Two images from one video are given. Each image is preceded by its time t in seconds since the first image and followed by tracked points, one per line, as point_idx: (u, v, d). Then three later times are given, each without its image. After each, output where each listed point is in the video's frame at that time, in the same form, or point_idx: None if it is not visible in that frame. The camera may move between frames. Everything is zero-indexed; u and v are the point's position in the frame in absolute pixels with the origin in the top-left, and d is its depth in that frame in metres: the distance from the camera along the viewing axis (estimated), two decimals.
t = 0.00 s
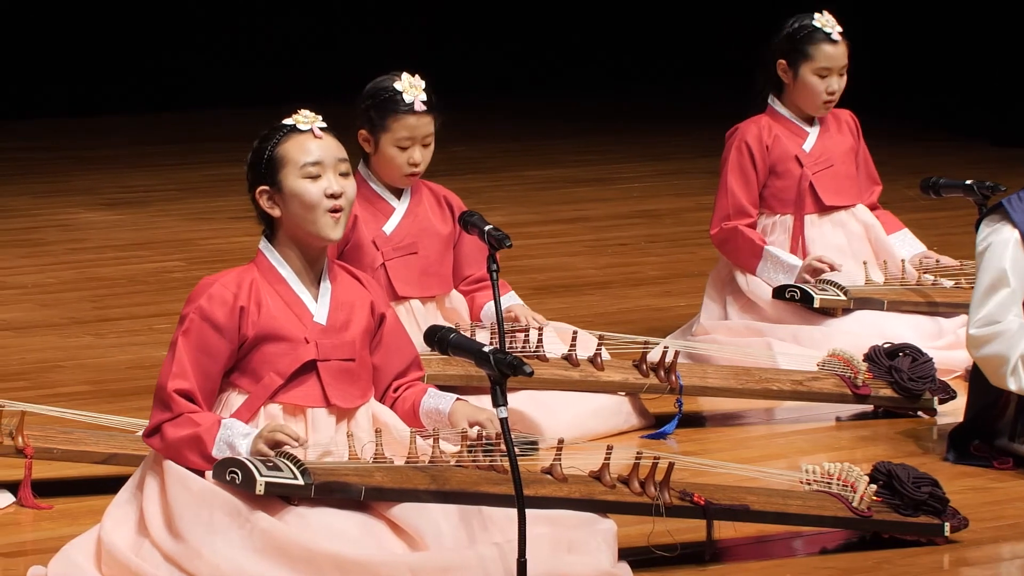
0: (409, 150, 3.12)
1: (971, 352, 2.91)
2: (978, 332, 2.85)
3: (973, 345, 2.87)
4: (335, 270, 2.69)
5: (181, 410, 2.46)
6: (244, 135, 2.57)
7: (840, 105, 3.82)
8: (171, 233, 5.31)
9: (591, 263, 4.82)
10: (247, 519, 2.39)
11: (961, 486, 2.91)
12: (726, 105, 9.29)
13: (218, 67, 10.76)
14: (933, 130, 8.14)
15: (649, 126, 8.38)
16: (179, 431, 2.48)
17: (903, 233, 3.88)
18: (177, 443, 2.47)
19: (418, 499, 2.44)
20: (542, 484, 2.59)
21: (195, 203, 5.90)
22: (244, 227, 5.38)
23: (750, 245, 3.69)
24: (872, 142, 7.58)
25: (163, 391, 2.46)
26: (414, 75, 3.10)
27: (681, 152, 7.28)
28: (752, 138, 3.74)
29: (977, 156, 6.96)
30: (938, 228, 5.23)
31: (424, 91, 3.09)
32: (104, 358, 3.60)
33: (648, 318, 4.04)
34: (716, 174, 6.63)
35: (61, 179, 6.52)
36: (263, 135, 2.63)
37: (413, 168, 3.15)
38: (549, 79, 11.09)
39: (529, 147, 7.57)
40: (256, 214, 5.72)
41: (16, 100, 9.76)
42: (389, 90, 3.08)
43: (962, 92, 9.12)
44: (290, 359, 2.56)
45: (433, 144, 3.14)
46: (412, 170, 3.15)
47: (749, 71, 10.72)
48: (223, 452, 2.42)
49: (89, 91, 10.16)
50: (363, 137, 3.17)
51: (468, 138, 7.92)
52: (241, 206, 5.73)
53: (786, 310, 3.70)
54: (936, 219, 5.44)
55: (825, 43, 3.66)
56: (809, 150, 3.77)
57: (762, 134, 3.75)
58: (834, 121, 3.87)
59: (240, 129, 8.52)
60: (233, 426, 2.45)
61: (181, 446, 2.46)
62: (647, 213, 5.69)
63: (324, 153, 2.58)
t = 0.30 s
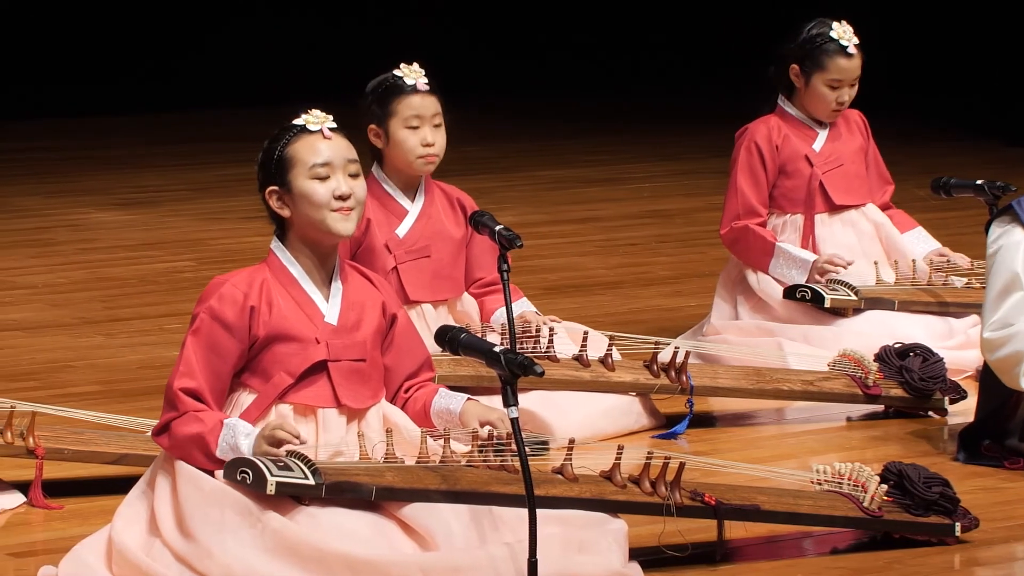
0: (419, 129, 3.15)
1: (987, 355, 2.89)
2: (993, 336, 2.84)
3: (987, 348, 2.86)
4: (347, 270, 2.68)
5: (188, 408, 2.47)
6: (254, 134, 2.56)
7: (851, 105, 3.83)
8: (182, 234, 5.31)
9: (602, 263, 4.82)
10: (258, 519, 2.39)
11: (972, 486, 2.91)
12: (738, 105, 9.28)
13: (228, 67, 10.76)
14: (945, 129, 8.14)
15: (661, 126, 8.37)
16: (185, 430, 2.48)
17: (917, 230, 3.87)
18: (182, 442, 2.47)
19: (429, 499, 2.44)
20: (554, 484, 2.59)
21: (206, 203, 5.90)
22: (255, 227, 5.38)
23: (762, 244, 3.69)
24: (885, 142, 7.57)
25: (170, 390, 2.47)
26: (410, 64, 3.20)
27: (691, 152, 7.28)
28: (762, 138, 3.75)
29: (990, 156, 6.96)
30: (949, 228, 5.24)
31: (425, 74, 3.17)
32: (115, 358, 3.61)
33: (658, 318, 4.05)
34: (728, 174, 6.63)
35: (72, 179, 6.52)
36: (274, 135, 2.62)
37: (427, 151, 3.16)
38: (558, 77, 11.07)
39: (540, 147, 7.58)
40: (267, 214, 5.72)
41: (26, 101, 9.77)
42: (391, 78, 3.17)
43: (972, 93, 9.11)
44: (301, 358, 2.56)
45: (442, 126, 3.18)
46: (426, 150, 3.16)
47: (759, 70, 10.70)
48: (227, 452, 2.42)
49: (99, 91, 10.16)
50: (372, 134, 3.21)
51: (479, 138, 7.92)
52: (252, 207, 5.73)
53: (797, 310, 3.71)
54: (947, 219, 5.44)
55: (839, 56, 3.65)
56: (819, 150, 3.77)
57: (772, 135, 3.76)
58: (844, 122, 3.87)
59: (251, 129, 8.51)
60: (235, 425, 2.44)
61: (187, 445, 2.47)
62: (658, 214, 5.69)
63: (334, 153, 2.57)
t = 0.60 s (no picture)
0: (425, 120, 3.18)
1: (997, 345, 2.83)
2: (1006, 325, 2.78)
3: (999, 337, 2.80)
4: (359, 271, 2.68)
5: (199, 408, 2.46)
6: (266, 135, 2.56)
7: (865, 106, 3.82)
8: (193, 233, 5.31)
9: (614, 263, 4.82)
10: (268, 520, 2.39)
11: (982, 486, 2.91)
12: (750, 105, 9.27)
13: (238, 68, 10.73)
14: (956, 128, 8.12)
15: (673, 126, 8.37)
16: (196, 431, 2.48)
17: (929, 233, 3.87)
18: (192, 443, 2.46)
19: (440, 500, 2.44)
20: (565, 484, 2.58)
21: (216, 203, 5.89)
22: (266, 227, 5.38)
23: (773, 242, 3.70)
24: (897, 142, 7.56)
25: (182, 390, 2.46)
26: (412, 62, 3.25)
27: (702, 152, 7.27)
28: (777, 138, 3.75)
29: (1003, 156, 6.94)
30: (960, 228, 5.24)
31: (427, 70, 3.22)
32: (126, 358, 3.61)
33: (668, 318, 4.05)
34: (739, 174, 6.63)
35: (82, 180, 6.52)
36: (285, 137, 2.62)
37: (434, 139, 3.18)
38: (566, 77, 11.05)
39: (552, 147, 7.57)
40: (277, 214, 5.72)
41: (38, 101, 9.76)
42: (395, 74, 3.21)
43: (984, 92, 9.08)
44: (312, 359, 2.56)
45: (448, 116, 3.21)
46: (434, 139, 3.18)
47: (768, 71, 10.68)
48: (237, 446, 2.41)
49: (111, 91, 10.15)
50: (380, 131, 3.23)
51: (491, 138, 7.92)
52: (263, 206, 5.73)
53: (809, 310, 3.70)
54: (958, 219, 5.44)
55: (848, 46, 3.66)
56: (835, 151, 3.77)
57: (787, 135, 3.76)
58: (859, 122, 3.86)
59: (263, 129, 8.51)
60: (248, 419, 2.43)
61: (198, 445, 2.46)
62: (668, 214, 5.69)
63: (346, 154, 2.57)
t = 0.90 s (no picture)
0: (434, 124, 3.19)
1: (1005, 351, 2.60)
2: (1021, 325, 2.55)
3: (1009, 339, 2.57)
4: (369, 271, 2.68)
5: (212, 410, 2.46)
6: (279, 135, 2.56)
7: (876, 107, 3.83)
8: (203, 233, 5.31)
9: (625, 263, 4.82)
10: (279, 520, 2.38)
11: (993, 486, 2.90)
12: (763, 105, 9.27)
13: (247, 68, 10.73)
14: (968, 127, 8.12)
15: (685, 125, 8.37)
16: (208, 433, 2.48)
17: (941, 236, 3.87)
18: (204, 445, 2.46)
19: (451, 499, 2.43)
20: (576, 484, 2.57)
21: (227, 203, 5.89)
22: (276, 227, 5.38)
23: (785, 246, 3.71)
24: (910, 142, 7.56)
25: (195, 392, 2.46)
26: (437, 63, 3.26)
27: (714, 152, 7.28)
28: (792, 139, 3.76)
29: (1015, 156, 6.94)
30: (970, 229, 5.24)
31: (449, 75, 3.23)
32: (137, 358, 3.62)
33: (679, 318, 4.05)
34: (751, 174, 6.63)
35: (93, 179, 6.53)
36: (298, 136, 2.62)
37: (440, 145, 3.19)
38: (567, 77, 11.06)
39: (563, 147, 7.57)
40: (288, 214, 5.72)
41: (47, 102, 9.77)
42: (415, 73, 3.22)
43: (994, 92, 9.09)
44: (323, 359, 2.56)
45: (459, 124, 3.22)
46: (439, 145, 3.19)
47: (770, 71, 10.68)
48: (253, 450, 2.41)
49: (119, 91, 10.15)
50: (391, 126, 3.26)
51: (498, 138, 7.92)
52: (273, 206, 5.73)
53: (820, 310, 3.71)
54: (969, 220, 5.43)
55: (850, 28, 3.74)
56: (849, 154, 3.78)
57: (803, 136, 3.77)
58: (873, 121, 3.86)
59: (276, 128, 8.51)
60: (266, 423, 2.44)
61: (209, 447, 2.46)
62: (679, 214, 5.68)
63: (357, 156, 2.56)
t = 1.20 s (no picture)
0: (452, 118, 3.22)
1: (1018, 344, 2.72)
2: None
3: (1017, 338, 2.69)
4: (381, 272, 2.68)
5: (221, 410, 2.46)
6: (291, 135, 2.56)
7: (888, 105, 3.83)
8: (214, 233, 5.31)
9: (635, 263, 4.82)
10: (290, 520, 2.38)
11: (1004, 486, 2.90)
12: (773, 105, 9.27)
13: (252, 68, 10.73)
14: (979, 126, 8.10)
15: (696, 125, 8.37)
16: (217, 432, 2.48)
17: (952, 237, 3.89)
18: (214, 444, 2.46)
19: (461, 499, 2.42)
20: (586, 484, 2.57)
21: (236, 203, 5.90)
22: (286, 227, 5.38)
23: (795, 246, 3.72)
24: (922, 142, 7.56)
25: (203, 392, 2.46)
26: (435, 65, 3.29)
27: (725, 153, 7.28)
28: (803, 139, 3.77)
29: None
30: (981, 229, 5.24)
31: (451, 71, 3.27)
32: (147, 358, 3.62)
33: (689, 318, 4.05)
34: (762, 174, 6.63)
35: (104, 180, 6.53)
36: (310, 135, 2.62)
37: (462, 137, 3.21)
38: (567, 77, 11.08)
39: (576, 147, 7.58)
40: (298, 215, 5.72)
41: (53, 102, 9.77)
42: (420, 75, 3.25)
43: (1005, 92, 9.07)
44: (333, 359, 2.56)
45: (474, 116, 3.25)
46: (461, 138, 3.21)
47: (780, 71, 10.67)
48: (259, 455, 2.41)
49: (123, 91, 10.16)
50: (406, 131, 3.26)
51: (503, 137, 7.93)
52: (283, 207, 5.73)
53: (830, 310, 3.71)
54: (980, 220, 5.43)
55: (857, 24, 3.76)
56: (861, 154, 3.78)
57: (814, 136, 3.77)
58: (885, 122, 3.86)
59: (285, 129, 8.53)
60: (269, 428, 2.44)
61: (219, 446, 2.46)
62: (689, 214, 5.69)
63: (369, 154, 2.56)
